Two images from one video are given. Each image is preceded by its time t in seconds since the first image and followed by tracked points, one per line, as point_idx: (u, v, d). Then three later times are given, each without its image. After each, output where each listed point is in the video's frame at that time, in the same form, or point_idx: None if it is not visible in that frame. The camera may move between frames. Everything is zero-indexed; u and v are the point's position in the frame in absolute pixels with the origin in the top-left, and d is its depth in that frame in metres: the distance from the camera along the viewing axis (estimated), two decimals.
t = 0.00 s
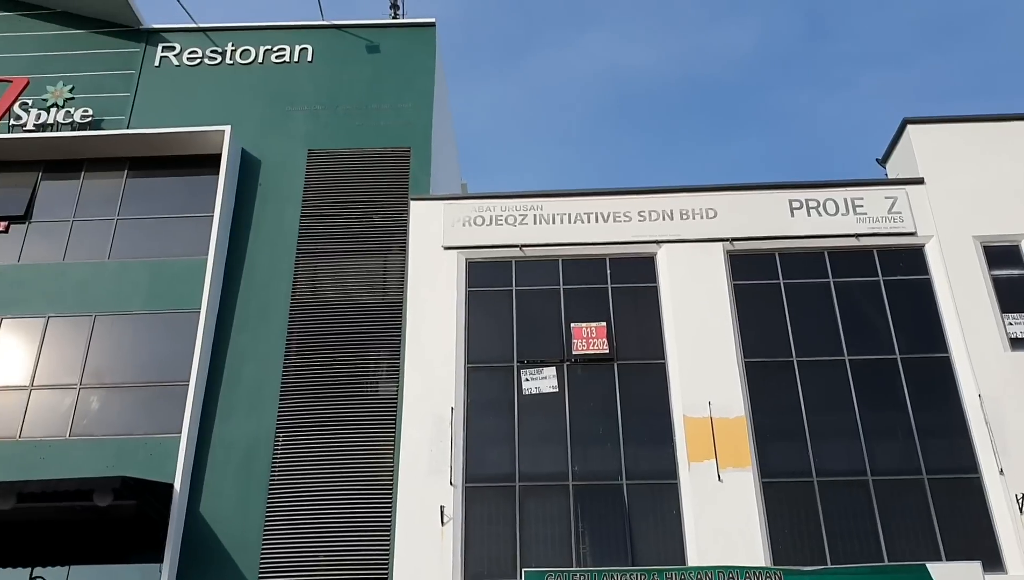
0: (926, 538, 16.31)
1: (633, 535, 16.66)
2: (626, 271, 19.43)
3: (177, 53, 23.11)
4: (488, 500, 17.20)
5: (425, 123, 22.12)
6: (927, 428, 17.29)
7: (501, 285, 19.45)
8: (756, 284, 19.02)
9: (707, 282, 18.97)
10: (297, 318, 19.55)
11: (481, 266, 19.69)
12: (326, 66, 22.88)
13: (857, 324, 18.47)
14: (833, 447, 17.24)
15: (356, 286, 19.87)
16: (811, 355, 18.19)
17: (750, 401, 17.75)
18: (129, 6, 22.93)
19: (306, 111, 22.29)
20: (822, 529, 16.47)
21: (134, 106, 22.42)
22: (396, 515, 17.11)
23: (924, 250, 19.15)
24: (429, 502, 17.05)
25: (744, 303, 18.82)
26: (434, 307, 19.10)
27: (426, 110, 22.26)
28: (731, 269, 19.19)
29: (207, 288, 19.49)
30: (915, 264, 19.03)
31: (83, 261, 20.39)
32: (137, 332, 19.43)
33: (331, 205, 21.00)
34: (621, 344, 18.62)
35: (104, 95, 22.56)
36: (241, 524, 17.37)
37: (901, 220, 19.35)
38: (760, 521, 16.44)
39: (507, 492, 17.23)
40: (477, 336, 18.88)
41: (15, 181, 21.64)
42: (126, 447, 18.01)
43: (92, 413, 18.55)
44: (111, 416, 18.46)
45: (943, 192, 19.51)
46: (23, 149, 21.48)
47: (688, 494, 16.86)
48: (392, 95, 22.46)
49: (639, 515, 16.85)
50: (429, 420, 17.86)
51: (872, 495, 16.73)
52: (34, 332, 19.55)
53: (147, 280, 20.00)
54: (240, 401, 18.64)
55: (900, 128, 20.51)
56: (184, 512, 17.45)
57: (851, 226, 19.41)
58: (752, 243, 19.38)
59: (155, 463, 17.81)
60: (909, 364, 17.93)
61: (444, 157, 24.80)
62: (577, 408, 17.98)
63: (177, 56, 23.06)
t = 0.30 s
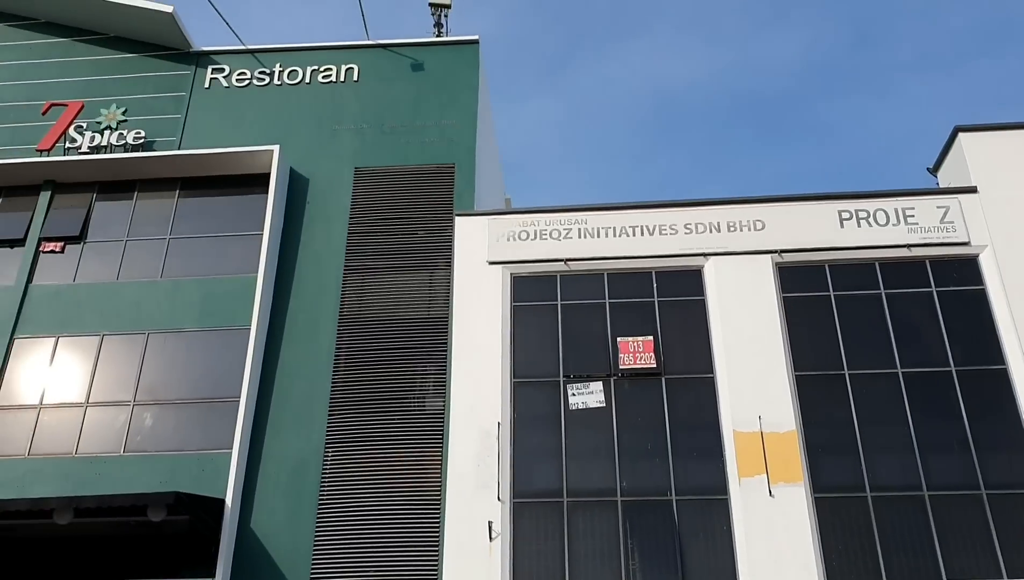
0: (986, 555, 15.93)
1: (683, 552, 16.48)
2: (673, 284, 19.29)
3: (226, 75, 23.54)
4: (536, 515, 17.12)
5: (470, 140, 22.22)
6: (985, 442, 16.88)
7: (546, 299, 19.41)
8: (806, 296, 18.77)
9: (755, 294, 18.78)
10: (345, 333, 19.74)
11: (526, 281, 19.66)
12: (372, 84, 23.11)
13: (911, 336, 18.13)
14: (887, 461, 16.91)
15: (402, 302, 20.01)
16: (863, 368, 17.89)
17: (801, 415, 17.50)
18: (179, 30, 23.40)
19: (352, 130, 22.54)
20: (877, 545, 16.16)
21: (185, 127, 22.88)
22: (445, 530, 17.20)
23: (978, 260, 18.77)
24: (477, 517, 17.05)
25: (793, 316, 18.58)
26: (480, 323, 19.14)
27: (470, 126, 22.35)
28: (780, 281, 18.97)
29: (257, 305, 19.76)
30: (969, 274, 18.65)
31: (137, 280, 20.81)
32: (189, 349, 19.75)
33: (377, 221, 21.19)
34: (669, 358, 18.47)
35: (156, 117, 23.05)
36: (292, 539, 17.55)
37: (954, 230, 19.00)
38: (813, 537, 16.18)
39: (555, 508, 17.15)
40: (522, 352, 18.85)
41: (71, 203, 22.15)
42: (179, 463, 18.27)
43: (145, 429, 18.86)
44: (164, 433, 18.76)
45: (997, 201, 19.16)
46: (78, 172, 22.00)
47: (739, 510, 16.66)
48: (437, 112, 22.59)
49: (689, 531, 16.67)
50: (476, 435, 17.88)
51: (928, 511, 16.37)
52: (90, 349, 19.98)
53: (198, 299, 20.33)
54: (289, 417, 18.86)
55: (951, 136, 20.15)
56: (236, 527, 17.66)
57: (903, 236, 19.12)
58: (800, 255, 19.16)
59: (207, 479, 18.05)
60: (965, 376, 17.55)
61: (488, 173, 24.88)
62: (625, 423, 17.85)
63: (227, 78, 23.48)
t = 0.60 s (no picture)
0: None
1: (745, 563, 16.24)
2: (726, 291, 19.06)
3: (277, 98, 23.92)
4: (594, 528, 16.99)
5: (517, 153, 22.24)
6: None
7: (598, 310, 19.27)
8: (863, 300, 18.43)
9: (811, 300, 18.51)
10: (398, 349, 19.87)
11: (577, 292, 19.54)
12: (418, 102, 23.28)
13: (973, 338, 17.71)
14: (953, 467, 16.50)
15: (454, 317, 20.10)
16: (925, 372, 17.50)
17: (862, 421, 17.17)
18: (230, 55, 23.83)
19: (401, 148, 22.74)
20: (946, 553, 15.78)
21: (238, 151, 23.31)
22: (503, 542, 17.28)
23: None
24: (535, 531, 17.02)
25: (851, 320, 18.25)
26: (531, 336, 19.11)
27: (517, 139, 22.37)
28: (837, 285, 18.65)
29: (312, 324, 20.00)
30: None
31: (195, 301, 21.21)
32: (247, 368, 20.04)
33: (427, 237, 21.31)
34: (725, 366, 18.25)
35: (209, 142, 23.51)
36: (352, 553, 17.74)
37: (1014, 228, 18.60)
38: (878, 546, 15.87)
39: (613, 520, 17.01)
40: (575, 363, 18.74)
41: (130, 228, 22.65)
42: (240, 481, 18.56)
43: (206, 448, 19.15)
44: (225, 452, 19.04)
45: None
46: (136, 198, 22.51)
47: (801, 520, 16.38)
48: (484, 126, 22.66)
49: (751, 541, 16.42)
50: (531, 449, 17.85)
51: (998, 516, 15.94)
52: (151, 371, 20.38)
53: (254, 319, 20.63)
54: (346, 434, 19.03)
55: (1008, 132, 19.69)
56: (297, 544, 17.86)
57: (961, 236, 18.72)
58: (856, 258, 18.84)
59: (268, 496, 18.29)
60: None
61: (536, 186, 24.88)
62: (681, 434, 17.65)
63: (277, 101, 23.87)
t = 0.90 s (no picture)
0: None
1: (808, 568, 15.96)
2: (780, 292, 18.83)
3: (325, 115, 24.24)
4: (652, 535, 16.85)
5: (563, 160, 22.21)
6: None
7: (650, 315, 19.15)
8: (922, 297, 18.05)
9: (867, 299, 18.19)
10: (450, 359, 19.95)
11: (628, 297, 19.43)
12: (463, 113, 23.39)
13: None
14: (1021, 466, 16.06)
15: (505, 326, 20.12)
16: (988, 369, 17.08)
17: (925, 421, 16.80)
18: (278, 74, 24.20)
19: (447, 159, 22.87)
20: (1016, 555, 15.37)
21: (288, 168, 23.65)
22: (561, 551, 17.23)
23: None
24: (594, 539, 16.94)
25: (909, 319, 17.89)
26: (583, 343, 19.05)
27: (563, 147, 22.35)
28: (893, 283, 18.30)
29: (365, 337, 20.18)
30: None
31: (251, 317, 21.52)
32: (303, 382, 20.29)
33: (476, 247, 21.39)
34: (781, 369, 18.00)
35: (261, 160, 23.90)
36: (411, 564, 17.84)
37: None
38: (946, 548, 15.51)
39: (672, 526, 16.86)
40: (628, 369, 18.62)
41: (186, 247, 23.10)
42: (299, 493, 18.80)
43: (265, 462, 19.41)
44: (284, 465, 19.28)
45: None
46: (191, 217, 22.95)
47: (864, 524, 16.07)
48: (529, 135, 22.69)
49: (813, 546, 16.14)
50: (587, 456, 17.80)
51: None
52: (210, 387, 20.73)
53: (309, 333, 20.88)
54: (401, 445, 19.15)
55: None
56: (356, 555, 18.01)
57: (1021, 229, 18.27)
58: (913, 255, 18.47)
59: (326, 508, 18.50)
60: None
61: (583, 192, 24.84)
62: (739, 438, 17.44)
63: (325, 117, 24.18)
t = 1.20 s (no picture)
0: None
1: (866, 569, 15.70)
2: (829, 290, 18.57)
3: (368, 125, 24.46)
4: (706, 538, 16.70)
5: (605, 163, 22.14)
6: None
7: (697, 316, 19.00)
8: (977, 291, 17.69)
9: (920, 294, 17.87)
10: (497, 364, 19.98)
11: (675, 298, 19.31)
12: (505, 119, 23.44)
13: None
14: None
15: (550, 330, 20.11)
16: None
17: (983, 417, 16.45)
18: (321, 86, 24.48)
19: (490, 165, 22.92)
20: None
21: (333, 179, 23.90)
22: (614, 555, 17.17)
23: None
24: (646, 542, 16.84)
25: (964, 313, 17.54)
26: (630, 345, 18.96)
27: (605, 149, 22.28)
28: (946, 277, 17.96)
29: (413, 344, 20.29)
30: None
31: (300, 327, 21.77)
32: (352, 390, 20.46)
33: (520, 252, 21.40)
34: (833, 368, 17.74)
35: (306, 172, 24.18)
36: (464, 569, 17.90)
37: None
38: (1009, 547, 15.16)
39: (725, 528, 16.70)
40: (677, 371, 18.49)
41: (235, 259, 23.44)
42: (351, 501, 18.96)
43: (318, 470, 19.60)
44: (336, 473, 19.46)
45: None
46: (239, 230, 23.29)
47: (923, 523, 15.76)
48: (571, 138, 22.66)
49: (871, 546, 15.87)
50: (637, 460, 17.69)
51: None
52: (261, 397, 20.99)
53: (357, 341, 21.06)
54: (451, 451, 19.22)
55: None
56: (409, 561, 18.12)
57: None
58: (966, 249, 18.11)
59: (378, 515, 18.64)
60: None
61: (627, 194, 24.73)
62: (791, 439, 17.22)
63: (368, 127, 24.40)
